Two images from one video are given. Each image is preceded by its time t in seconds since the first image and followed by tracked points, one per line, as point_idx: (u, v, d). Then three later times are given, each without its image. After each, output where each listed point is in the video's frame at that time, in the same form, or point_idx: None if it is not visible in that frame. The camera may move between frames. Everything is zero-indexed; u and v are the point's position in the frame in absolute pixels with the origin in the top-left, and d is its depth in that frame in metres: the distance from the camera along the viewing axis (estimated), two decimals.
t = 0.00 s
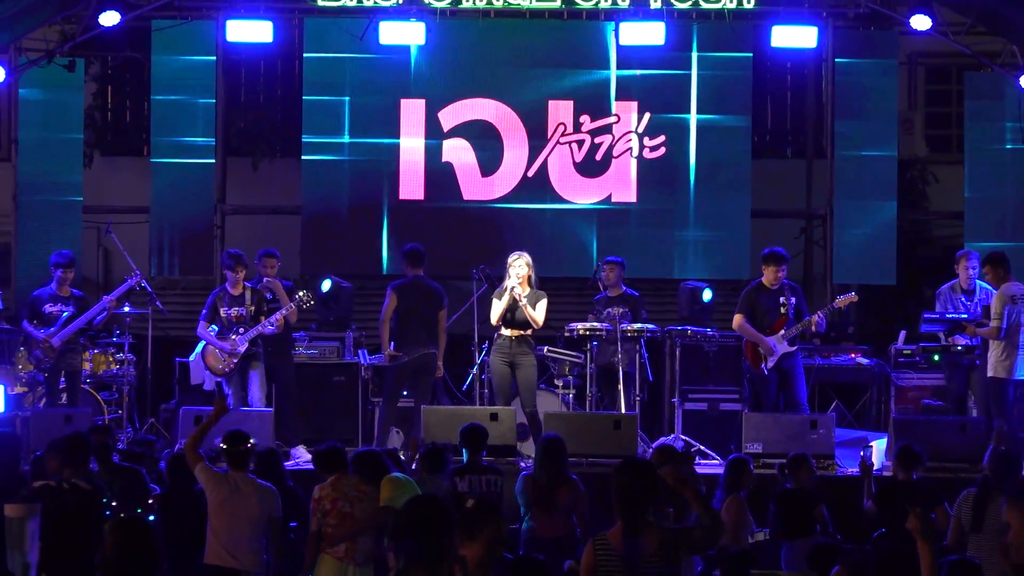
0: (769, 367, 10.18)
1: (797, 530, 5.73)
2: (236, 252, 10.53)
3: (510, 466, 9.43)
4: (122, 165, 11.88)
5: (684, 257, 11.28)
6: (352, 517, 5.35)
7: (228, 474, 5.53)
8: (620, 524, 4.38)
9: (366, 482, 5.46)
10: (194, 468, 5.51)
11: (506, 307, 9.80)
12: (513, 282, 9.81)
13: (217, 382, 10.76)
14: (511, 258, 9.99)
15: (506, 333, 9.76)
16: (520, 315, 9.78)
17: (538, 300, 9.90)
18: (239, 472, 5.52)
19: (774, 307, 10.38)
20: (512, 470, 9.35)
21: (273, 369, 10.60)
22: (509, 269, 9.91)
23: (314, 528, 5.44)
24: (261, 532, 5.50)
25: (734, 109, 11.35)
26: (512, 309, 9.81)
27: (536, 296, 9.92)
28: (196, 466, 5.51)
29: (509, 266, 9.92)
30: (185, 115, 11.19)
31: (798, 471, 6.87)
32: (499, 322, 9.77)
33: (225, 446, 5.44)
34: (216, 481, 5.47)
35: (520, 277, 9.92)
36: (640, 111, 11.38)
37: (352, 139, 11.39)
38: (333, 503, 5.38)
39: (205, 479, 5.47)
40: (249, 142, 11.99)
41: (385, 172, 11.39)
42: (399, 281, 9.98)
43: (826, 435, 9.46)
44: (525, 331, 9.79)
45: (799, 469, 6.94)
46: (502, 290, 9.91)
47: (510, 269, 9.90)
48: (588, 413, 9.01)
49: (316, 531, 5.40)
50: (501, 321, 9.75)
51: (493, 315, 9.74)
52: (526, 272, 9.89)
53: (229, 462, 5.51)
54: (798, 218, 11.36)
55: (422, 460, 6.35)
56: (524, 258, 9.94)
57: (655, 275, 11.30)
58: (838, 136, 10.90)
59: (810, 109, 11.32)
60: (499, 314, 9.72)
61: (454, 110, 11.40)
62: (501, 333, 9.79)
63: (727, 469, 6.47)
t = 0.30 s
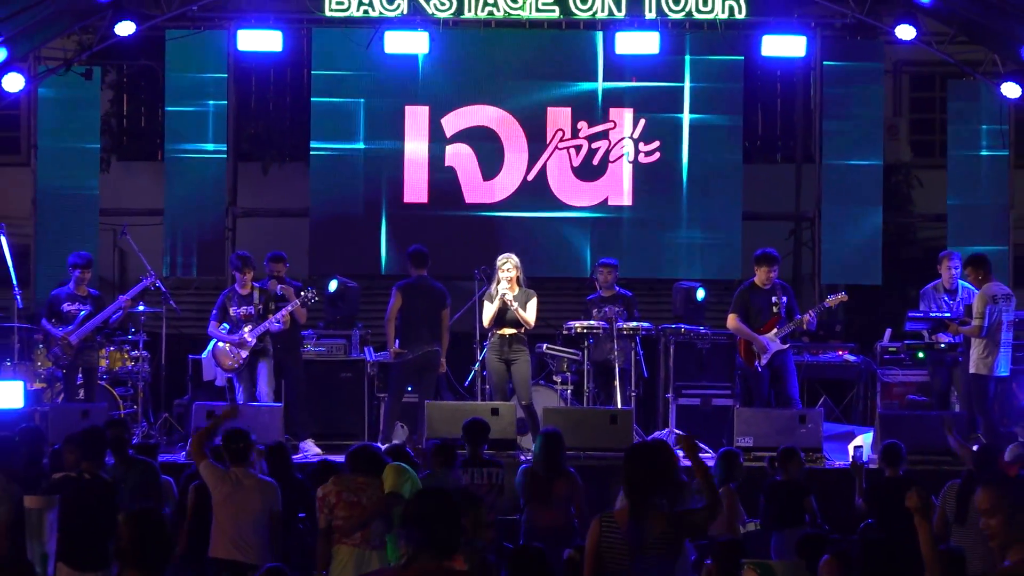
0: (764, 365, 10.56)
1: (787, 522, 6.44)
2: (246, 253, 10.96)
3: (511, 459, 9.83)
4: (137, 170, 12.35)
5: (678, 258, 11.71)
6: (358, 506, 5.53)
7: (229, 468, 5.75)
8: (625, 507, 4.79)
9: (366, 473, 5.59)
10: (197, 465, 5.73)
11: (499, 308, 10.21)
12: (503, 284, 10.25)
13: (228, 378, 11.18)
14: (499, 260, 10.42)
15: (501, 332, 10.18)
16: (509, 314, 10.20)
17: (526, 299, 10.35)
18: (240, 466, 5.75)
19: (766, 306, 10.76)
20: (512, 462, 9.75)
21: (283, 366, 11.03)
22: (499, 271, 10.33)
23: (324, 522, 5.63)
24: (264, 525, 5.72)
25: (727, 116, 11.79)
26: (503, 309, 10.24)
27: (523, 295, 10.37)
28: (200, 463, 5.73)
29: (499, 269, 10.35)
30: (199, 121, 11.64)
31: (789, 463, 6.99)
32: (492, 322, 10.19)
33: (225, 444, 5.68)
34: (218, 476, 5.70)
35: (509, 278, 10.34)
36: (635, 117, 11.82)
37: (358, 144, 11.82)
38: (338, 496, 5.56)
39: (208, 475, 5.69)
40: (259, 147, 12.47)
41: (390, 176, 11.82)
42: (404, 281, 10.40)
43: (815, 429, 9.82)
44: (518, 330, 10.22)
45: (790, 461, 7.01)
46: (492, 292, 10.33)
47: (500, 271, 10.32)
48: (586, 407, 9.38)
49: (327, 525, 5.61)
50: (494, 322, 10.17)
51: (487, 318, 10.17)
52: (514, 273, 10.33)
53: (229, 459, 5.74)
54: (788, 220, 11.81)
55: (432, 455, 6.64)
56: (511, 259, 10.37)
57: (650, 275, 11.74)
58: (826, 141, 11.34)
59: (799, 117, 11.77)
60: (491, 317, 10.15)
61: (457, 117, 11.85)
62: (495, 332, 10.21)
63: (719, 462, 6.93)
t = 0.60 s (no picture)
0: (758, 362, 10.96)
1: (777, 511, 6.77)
2: (256, 254, 11.36)
3: (511, 452, 10.22)
4: (151, 174, 12.81)
5: (672, 260, 12.13)
6: (361, 497, 5.63)
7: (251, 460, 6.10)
8: (635, 495, 4.80)
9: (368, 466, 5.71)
10: (220, 455, 6.06)
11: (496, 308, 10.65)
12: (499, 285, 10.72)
13: (239, 375, 11.61)
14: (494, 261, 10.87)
15: (503, 331, 10.62)
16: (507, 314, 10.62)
17: (522, 298, 10.75)
18: (263, 458, 6.09)
19: (762, 306, 11.17)
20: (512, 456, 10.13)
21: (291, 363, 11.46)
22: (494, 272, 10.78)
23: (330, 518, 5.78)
24: (283, 514, 6.06)
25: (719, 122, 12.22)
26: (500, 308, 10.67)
27: (520, 294, 10.77)
28: (223, 456, 6.06)
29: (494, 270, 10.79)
30: (210, 128, 12.09)
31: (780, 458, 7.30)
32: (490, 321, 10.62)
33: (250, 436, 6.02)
34: (241, 466, 6.04)
35: (504, 278, 10.78)
36: (630, 124, 12.23)
37: (363, 150, 12.26)
38: (342, 490, 5.68)
39: (230, 465, 6.03)
40: (269, 153, 12.93)
41: (394, 181, 12.25)
42: (409, 281, 10.87)
43: (804, 424, 10.19)
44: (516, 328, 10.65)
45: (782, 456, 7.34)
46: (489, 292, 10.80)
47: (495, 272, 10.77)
48: (584, 403, 9.75)
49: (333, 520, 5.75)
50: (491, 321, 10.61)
51: (484, 317, 10.61)
52: (509, 273, 10.78)
53: (253, 450, 6.09)
54: (778, 223, 12.24)
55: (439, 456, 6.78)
56: (506, 259, 10.82)
57: (645, 276, 12.16)
58: (814, 147, 11.77)
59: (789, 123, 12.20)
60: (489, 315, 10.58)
61: (459, 123, 12.26)
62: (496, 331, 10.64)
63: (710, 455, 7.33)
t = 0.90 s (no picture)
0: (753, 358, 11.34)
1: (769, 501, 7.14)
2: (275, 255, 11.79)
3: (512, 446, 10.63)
4: (164, 178, 13.27)
5: (667, 260, 12.57)
6: (369, 488, 5.80)
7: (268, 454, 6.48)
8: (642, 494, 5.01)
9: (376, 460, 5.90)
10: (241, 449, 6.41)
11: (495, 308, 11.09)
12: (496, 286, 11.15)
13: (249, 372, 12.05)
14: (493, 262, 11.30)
15: (504, 329, 11.07)
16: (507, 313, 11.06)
17: (522, 297, 11.15)
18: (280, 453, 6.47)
19: (761, 305, 11.53)
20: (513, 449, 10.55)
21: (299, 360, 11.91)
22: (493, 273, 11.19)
23: (337, 508, 5.92)
24: (298, 506, 6.45)
25: (712, 127, 12.65)
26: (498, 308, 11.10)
27: (519, 293, 11.17)
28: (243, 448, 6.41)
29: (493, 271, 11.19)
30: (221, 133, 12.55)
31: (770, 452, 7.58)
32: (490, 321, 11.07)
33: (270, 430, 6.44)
34: (261, 460, 6.41)
35: (503, 278, 11.17)
36: (626, 129, 12.68)
37: (368, 155, 12.70)
38: (350, 482, 5.86)
39: (252, 457, 6.40)
40: (277, 158, 13.39)
41: (398, 184, 12.70)
42: (413, 282, 11.29)
43: (794, 419, 10.60)
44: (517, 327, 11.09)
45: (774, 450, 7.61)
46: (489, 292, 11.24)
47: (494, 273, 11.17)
48: (582, 399, 10.15)
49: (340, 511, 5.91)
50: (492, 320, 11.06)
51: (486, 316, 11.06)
52: (507, 273, 11.16)
53: (271, 444, 6.46)
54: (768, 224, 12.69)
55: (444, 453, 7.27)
56: (504, 261, 11.23)
57: (640, 276, 12.61)
58: (803, 151, 12.22)
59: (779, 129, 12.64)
60: (489, 315, 11.03)
61: (461, 129, 12.70)
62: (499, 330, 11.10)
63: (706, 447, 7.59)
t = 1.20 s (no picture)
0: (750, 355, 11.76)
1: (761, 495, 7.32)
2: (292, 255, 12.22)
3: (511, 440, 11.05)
4: (176, 182, 13.74)
5: (661, 261, 13.01)
6: (375, 482, 6.23)
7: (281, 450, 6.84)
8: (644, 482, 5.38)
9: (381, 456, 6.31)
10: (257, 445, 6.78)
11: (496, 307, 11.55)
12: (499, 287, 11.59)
13: (258, 369, 12.49)
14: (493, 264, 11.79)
15: (506, 328, 11.53)
16: (507, 312, 11.50)
17: (523, 297, 11.59)
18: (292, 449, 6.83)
19: (758, 304, 11.90)
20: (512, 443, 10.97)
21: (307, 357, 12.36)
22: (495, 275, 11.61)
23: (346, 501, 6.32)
24: (310, 500, 6.81)
25: (705, 133, 13.09)
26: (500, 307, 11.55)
27: (522, 293, 11.61)
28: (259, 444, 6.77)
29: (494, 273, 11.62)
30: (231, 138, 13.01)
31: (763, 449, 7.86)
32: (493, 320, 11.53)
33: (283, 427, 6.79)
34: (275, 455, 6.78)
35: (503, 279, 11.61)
36: (622, 135, 13.12)
37: (373, 159, 13.15)
38: (357, 476, 6.27)
39: (266, 453, 6.77)
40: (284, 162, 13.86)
41: (402, 187, 13.15)
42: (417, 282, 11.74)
43: (783, 414, 11.00)
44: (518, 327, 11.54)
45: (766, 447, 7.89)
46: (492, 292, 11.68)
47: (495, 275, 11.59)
48: (579, 395, 10.57)
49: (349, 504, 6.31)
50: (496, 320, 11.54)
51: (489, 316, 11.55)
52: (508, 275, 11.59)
53: (284, 441, 6.84)
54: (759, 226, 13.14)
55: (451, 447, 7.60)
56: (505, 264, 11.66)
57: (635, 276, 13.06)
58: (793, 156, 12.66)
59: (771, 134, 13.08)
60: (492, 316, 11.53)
61: (462, 134, 13.16)
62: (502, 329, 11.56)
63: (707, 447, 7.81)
